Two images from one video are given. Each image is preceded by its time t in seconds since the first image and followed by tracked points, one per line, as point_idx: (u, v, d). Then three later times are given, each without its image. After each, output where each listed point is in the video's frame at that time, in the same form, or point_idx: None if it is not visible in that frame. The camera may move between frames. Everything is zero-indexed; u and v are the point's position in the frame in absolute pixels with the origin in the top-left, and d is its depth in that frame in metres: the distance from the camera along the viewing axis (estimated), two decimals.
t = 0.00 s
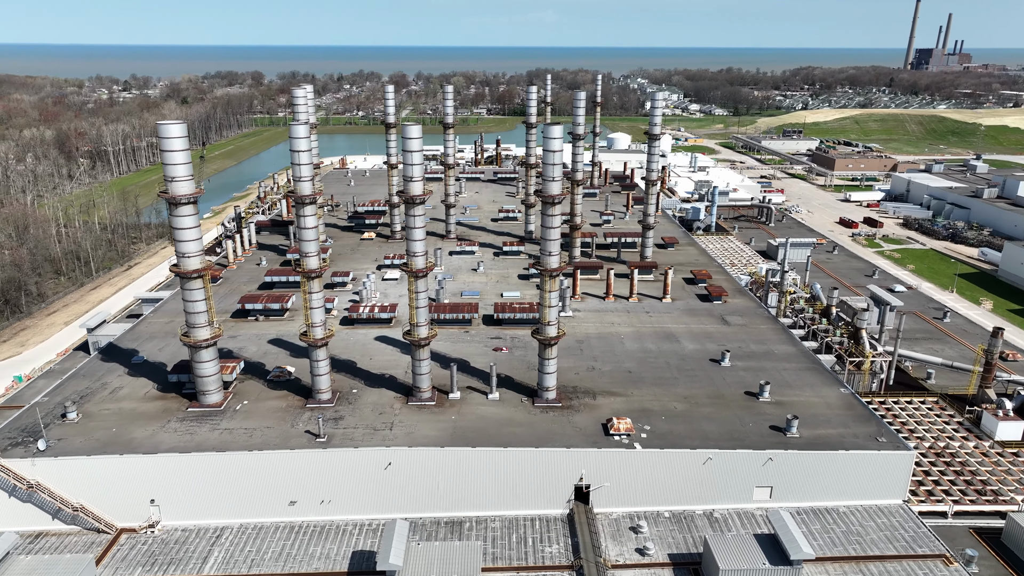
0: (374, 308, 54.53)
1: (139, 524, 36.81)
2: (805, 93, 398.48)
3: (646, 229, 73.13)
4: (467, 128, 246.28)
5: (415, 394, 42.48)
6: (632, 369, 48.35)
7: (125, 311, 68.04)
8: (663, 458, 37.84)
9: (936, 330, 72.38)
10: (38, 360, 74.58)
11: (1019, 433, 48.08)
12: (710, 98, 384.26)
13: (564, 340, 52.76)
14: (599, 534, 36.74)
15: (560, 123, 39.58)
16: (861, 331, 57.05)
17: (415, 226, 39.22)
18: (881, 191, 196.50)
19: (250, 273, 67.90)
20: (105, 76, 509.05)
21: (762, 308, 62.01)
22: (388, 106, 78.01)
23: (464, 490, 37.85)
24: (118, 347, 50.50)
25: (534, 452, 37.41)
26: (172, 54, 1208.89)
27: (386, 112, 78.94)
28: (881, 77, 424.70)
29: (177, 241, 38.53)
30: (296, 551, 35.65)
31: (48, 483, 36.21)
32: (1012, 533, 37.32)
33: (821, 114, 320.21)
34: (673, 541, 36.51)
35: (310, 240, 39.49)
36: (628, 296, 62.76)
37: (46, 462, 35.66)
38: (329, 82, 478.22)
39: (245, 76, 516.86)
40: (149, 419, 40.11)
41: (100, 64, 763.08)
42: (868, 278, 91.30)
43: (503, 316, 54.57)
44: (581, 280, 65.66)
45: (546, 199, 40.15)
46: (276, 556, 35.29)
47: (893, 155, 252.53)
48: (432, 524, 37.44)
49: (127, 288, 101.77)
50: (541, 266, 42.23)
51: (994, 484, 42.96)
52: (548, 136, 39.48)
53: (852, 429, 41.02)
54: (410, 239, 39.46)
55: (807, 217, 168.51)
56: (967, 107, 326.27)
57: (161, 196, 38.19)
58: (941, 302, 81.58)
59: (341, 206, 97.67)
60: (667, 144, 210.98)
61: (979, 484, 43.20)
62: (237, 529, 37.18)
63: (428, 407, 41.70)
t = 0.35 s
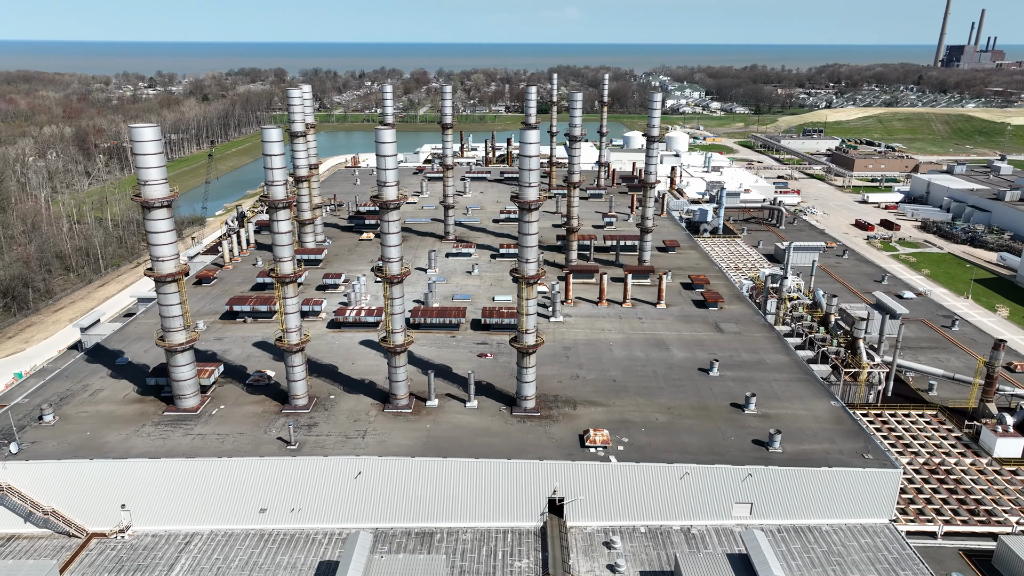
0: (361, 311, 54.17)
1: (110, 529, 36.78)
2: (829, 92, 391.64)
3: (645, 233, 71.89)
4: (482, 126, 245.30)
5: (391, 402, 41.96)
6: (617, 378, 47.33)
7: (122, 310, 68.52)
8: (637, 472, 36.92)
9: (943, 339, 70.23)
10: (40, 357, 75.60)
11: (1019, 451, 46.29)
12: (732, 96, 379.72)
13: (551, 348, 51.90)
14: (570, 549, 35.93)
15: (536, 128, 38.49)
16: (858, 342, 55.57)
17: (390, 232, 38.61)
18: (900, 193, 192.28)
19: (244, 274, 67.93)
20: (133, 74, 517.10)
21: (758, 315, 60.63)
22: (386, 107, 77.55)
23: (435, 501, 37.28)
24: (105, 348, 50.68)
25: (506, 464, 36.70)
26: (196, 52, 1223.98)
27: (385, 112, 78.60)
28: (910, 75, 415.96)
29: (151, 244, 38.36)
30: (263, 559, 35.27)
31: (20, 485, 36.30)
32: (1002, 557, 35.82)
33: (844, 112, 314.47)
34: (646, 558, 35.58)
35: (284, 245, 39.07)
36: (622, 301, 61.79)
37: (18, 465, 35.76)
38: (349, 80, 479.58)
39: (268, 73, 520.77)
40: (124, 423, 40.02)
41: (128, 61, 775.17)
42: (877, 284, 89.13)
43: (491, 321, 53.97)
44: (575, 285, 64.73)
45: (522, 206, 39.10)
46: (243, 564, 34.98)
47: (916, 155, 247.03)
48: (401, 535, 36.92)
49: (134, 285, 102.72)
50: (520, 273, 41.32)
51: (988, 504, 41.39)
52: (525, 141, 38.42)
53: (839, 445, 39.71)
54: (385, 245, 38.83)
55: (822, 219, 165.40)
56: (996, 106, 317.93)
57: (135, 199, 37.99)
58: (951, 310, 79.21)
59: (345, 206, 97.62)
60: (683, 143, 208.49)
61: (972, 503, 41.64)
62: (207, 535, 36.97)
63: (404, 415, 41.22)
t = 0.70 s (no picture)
0: (347, 314, 53.90)
1: (82, 532, 36.81)
2: (854, 89, 384.16)
3: (642, 236, 70.73)
4: (496, 124, 244.28)
5: (367, 408, 41.57)
6: (600, 387, 46.46)
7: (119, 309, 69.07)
8: (610, 485, 36.08)
9: (949, 348, 68.14)
10: (42, 354, 76.59)
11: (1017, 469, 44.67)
12: (753, 94, 374.58)
13: (536, 355, 51.14)
14: (539, 563, 35.19)
15: (512, 132, 37.68)
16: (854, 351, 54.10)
17: (363, 238, 38.20)
18: (920, 195, 188.01)
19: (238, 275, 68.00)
20: (159, 70, 523.01)
21: (754, 322, 59.34)
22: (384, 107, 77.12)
23: (405, 510, 36.79)
24: (91, 349, 50.92)
25: (476, 475, 36.09)
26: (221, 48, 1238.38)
27: (382, 112, 78.24)
28: (938, 73, 406.83)
29: (125, 247, 38.28)
30: (229, 567, 35.02)
31: None
32: None
33: (868, 111, 308.52)
34: (617, 574, 34.74)
35: (257, 249, 38.77)
36: (615, 307, 60.82)
37: None
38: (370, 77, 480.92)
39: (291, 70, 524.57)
40: (100, 425, 40.10)
41: (154, 58, 784.89)
42: (886, 290, 86.98)
43: (478, 325, 53.39)
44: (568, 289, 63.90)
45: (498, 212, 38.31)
46: (210, 571, 34.73)
47: (940, 155, 241.32)
48: (370, 545, 36.44)
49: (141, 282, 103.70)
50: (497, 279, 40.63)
51: (979, 524, 39.84)
52: (500, 146, 37.60)
53: (822, 461, 38.52)
54: (359, 251, 38.39)
55: (837, 220, 162.18)
56: None
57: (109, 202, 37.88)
58: (960, 318, 76.99)
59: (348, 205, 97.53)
60: (699, 143, 205.90)
61: (963, 523, 40.18)
62: (177, 541, 36.82)
63: (379, 422, 40.81)
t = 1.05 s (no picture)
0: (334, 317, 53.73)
1: (53, 535, 36.88)
2: (880, 88, 376.72)
3: (639, 240, 69.61)
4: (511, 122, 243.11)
5: (342, 415, 41.24)
6: (581, 396, 45.62)
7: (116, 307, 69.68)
8: (580, 499, 35.32)
9: (954, 358, 66.18)
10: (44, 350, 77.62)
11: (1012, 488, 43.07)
12: (776, 92, 369.33)
13: (520, 361, 50.43)
14: None
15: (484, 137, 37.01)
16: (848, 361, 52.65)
17: (335, 243, 37.89)
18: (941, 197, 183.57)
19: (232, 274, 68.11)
20: (183, 66, 528.75)
21: (748, 329, 58.08)
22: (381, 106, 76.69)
23: (374, 520, 36.37)
24: (79, 349, 51.24)
25: (445, 486, 35.56)
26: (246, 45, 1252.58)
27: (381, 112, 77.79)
28: (969, 71, 397.56)
29: (99, 250, 38.25)
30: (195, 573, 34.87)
31: None
32: None
33: (892, 110, 302.42)
34: None
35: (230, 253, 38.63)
36: (606, 312, 59.89)
37: None
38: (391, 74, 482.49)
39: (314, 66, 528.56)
40: (75, 428, 40.25)
41: (180, 55, 794.46)
42: (894, 296, 84.77)
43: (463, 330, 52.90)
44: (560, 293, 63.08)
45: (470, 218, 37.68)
46: None
47: (965, 156, 235.64)
48: (337, 555, 36.08)
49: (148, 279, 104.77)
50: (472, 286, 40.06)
51: (968, 546, 38.44)
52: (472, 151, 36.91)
53: (802, 477, 37.38)
54: (331, 256, 38.09)
55: (852, 223, 159.13)
56: None
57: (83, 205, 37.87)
58: (969, 327, 74.76)
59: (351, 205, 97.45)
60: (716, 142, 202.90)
61: (952, 544, 38.80)
62: (146, 546, 36.73)
63: (353, 428, 40.49)
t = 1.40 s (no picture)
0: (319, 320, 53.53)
1: (24, 538, 37.07)
2: (907, 86, 368.25)
3: (634, 244, 68.42)
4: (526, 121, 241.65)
5: (316, 422, 40.95)
6: (560, 405, 44.83)
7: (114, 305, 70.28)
8: (546, 514, 34.59)
9: (958, 370, 64.13)
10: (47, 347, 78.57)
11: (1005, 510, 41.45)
12: (799, 90, 363.29)
13: (503, 368, 49.75)
14: None
15: (455, 143, 36.46)
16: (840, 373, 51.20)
17: (306, 250, 37.78)
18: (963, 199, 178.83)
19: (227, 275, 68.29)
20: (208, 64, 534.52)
21: (741, 338, 56.82)
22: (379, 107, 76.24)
23: (340, 531, 35.95)
24: (65, 349, 51.56)
25: (410, 498, 35.04)
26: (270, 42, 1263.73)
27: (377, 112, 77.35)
28: (1001, 69, 386.84)
29: (73, 255, 38.30)
30: None
31: None
32: None
33: (917, 109, 295.79)
34: None
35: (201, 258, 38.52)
36: (597, 318, 58.94)
37: None
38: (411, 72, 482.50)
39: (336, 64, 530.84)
40: (50, 431, 40.40)
41: (206, 52, 804.11)
42: (902, 304, 82.53)
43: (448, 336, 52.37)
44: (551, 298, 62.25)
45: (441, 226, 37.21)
46: None
47: (992, 157, 229.45)
48: (302, 565, 35.74)
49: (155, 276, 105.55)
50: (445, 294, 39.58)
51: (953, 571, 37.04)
52: (442, 158, 36.39)
53: (777, 495, 36.26)
54: (302, 263, 37.95)
55: (869, 225, 155.91)
56: None
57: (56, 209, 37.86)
58: (978, 337, 72.46)
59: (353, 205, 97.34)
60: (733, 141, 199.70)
61: (936, 568, 37.44)
62: (114, 552, 36.70)
63: (325, 436, 40.17)
